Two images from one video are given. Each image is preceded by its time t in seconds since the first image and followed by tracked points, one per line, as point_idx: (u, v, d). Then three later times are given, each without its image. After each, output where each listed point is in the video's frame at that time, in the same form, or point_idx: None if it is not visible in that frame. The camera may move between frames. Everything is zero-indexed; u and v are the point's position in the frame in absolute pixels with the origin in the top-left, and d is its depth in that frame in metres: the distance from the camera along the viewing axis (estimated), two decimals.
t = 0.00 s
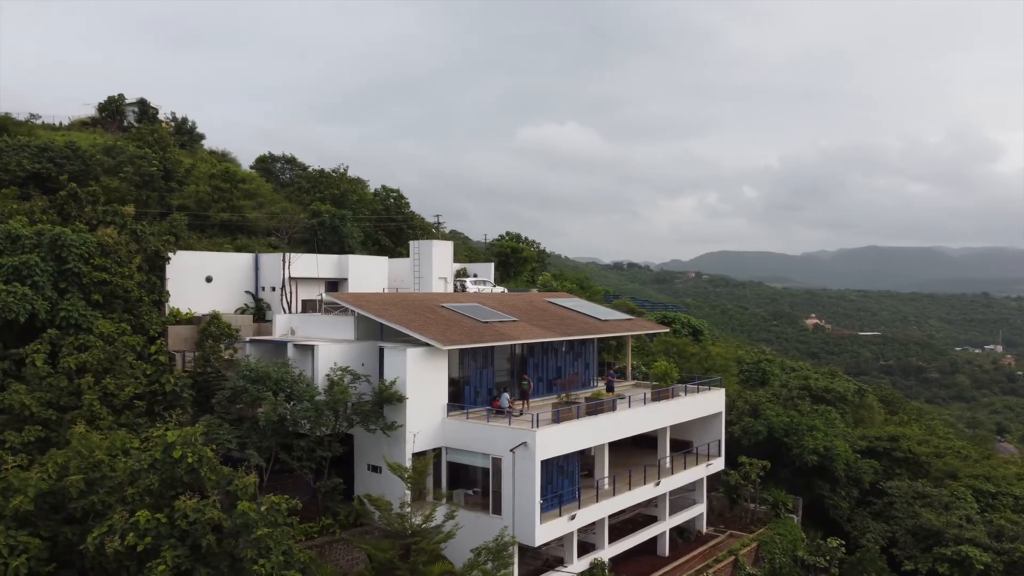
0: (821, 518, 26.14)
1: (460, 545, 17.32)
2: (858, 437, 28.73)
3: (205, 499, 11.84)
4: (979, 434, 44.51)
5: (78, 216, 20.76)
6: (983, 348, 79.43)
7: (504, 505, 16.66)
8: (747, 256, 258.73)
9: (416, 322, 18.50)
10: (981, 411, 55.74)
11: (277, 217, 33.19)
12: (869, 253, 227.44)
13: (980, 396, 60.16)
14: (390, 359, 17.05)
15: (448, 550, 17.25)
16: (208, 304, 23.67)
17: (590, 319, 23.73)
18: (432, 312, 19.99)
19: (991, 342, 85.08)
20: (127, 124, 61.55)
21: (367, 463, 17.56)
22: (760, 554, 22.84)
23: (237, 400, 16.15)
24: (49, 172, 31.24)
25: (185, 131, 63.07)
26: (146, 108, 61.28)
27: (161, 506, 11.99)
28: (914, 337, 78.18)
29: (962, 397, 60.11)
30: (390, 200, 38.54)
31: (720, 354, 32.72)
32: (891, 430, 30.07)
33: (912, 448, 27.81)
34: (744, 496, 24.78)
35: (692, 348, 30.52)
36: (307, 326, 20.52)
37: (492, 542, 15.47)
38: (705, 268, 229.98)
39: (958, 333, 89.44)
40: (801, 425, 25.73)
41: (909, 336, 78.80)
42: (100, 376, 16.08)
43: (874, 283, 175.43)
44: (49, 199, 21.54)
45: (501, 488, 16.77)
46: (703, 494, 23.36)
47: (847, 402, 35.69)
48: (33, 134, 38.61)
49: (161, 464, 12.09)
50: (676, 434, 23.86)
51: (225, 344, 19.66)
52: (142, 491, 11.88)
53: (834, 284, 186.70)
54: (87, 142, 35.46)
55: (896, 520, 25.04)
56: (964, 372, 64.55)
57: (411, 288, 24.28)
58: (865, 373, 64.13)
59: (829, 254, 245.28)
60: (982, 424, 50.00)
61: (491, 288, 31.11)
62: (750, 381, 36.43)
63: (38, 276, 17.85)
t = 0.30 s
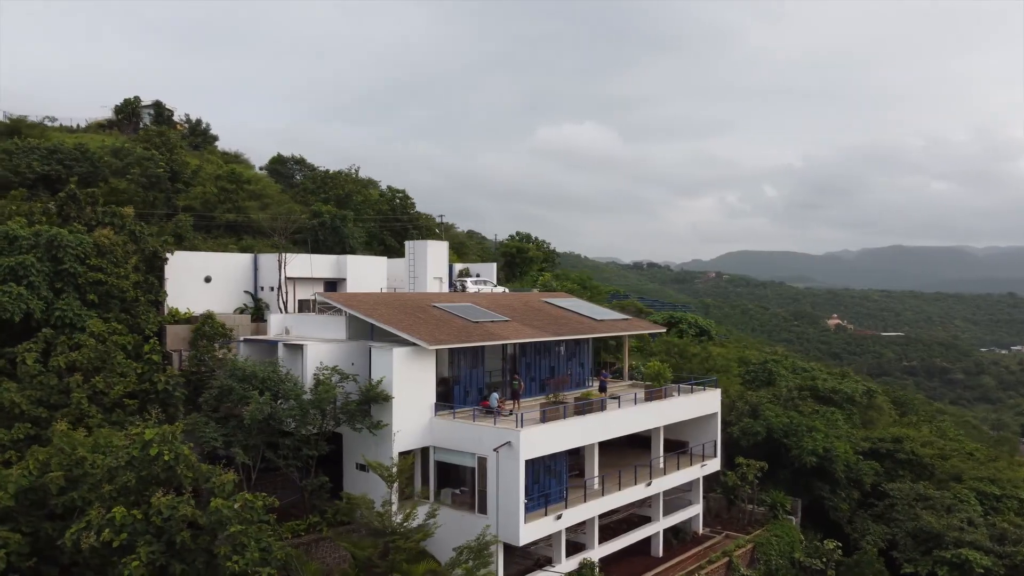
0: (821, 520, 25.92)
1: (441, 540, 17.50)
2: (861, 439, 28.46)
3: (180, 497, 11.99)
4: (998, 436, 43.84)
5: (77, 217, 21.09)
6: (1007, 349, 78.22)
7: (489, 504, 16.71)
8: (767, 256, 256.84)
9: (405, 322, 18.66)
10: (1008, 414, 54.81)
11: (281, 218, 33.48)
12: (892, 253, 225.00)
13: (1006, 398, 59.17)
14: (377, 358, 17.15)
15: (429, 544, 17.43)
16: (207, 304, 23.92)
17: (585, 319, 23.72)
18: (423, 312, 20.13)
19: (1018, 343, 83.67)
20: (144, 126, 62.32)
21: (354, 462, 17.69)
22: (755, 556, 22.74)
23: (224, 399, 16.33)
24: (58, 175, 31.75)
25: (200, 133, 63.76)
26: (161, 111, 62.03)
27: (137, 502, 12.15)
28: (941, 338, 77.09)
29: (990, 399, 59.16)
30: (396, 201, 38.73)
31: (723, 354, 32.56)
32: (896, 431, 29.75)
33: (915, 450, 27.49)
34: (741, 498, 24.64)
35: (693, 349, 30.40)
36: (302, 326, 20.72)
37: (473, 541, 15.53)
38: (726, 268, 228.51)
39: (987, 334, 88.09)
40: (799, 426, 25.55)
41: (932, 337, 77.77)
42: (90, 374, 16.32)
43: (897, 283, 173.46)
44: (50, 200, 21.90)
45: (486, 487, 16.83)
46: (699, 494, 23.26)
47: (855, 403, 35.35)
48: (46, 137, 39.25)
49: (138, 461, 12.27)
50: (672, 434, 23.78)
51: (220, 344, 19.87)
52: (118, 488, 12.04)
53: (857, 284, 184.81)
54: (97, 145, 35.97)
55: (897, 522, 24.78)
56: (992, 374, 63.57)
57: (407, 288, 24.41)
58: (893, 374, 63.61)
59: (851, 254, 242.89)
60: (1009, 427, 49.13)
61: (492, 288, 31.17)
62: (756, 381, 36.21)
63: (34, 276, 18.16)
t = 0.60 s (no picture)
0: (839, 524, 25.52)
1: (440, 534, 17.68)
2: (882, 441, 27.94)
3: (173, 491, 12.31)
4: None
5: (97, 219, 21.73)
6: None
7: (489, 503, 16.80)
8: (807, 255, 252.75)
9: (409, 322, 18.88)
10: None
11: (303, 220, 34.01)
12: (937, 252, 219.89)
13: None
14: (380, 357, 17.39)
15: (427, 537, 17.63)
16: (224, 303, 24.42)
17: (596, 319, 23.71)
18: (430, 312, 20.33)
19: None
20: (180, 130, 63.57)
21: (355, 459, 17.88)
22: (767, 559, 22.51)
23: (228, 396, 16.68)
24: (89, 178, 32.64)
25: (234, 136, 64.91)
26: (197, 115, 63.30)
27: (133, 496, 12.51)
28: (984, 339, 74.98)
29: None
30: (418, 201, 39.03)
31: (743, 355, 32.24)
32: (920, 434, 29.12)
33: (938, 453, 26.90)
34: (755, 500, 24.38)
35: (711, 349, 30.16)
36: (313, 325, 21.09)
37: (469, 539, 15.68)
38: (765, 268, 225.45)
39: None
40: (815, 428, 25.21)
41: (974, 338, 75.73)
42: (101, 372, 16.81)
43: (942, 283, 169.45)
44: (72, 203, 22.57)
45: (485, 486, 16.94)
46: (711, 495, 23.09)
47: (881, 405, 34.69)
48: (81, 141, 40.34)
49: (134, 456, 12.62)
50: (684, 435, 23.65)
51: (232, 343, 20.29)
52: (115, 482, 12.40)
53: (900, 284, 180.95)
54: (127, 148, 36.88)
55: (916, 527, 24.30)
56: None
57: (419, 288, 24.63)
58: (936, 375, 62.27)
59: (895, 254, 237.92)
60: None
61: (509, 288, 31.27)
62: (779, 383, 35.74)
63: (52, 276, 18.75)
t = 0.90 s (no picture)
0: (857, 528, 25.12)
1: (438, 525, 17.93)
2: (905, 444, 27.34)
3: (167, 485, 12.66)
4: None
5: (118, 221, 22.37)
6: None
7: (488, 501, 16.95)
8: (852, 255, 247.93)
9: (414, 322, 19.14)
10: None
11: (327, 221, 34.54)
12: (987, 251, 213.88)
13: None
14: (382, 356, 17.66)
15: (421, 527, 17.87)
16: (241, 303, 24.96)
17: (607, 319, 23.68)
18: (437, 312, 20.55)
19: None
20: (216, 133, 64.72)
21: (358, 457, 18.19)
22: (779, 562, 22.25)
23: (234, 394, 17.05)
24: (119, 180, 33.55)
25: (269, 138, 65.97)
26: (233, 118, 64.47)
27: (130, 489, 12.90)
28: None
29: None
30: (442, 202, 39.30)
31: (764, 356, 31.88)
32: (947, 437, 28.40)
33: (962, 457, 26.18)
34: (769, 502, 24.12)
35: (730, 350, 29.88)
36: (323, 324, 21.48)
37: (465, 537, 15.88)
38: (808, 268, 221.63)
39: None
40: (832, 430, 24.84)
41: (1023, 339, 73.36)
42: (114, 369, 17.33)
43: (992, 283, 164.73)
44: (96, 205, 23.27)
45: (484, 484, 17.09)
46: (723, 497, 22.91)
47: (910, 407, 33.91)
48: (116, 144, 41.46)
49: (132, 451, 13.01)
50: (695, 435, 23.51)
51: (244, 342, 20.76)
52: (113, 476, 12.81)
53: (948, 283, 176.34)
54: (159, 151, 37.79)
55: (936, 532, 23.77)
56: None
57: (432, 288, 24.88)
58: (986, 378, 60.53)
59: (943, 253, 232.00)
60: None
61: (528, 288, 31.37)
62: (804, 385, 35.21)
63: (71, 276, 19.38)
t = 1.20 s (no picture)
0: (874, 532, 24.72)
1: (437, 521, 18.18)
2: (927, 447, 26.75)
3: (161, 478, 13.05)
4: None
5: (138, 222, 23.04)
6: None
7: (485, 498, 17.11)
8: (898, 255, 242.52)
9: (417, 322, 19.39)
10: None
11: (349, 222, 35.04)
12: None
13: None
14: (384, 355, 17.96)
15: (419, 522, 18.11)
16: (258, 302, 25.38)
17: (616, 318, 23.67)
18: (442, 311, 20.79)
19: None
20: (252, 136, 66.05)
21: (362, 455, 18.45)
22: (789, 564, 22.03)
23: (237, 391, 17.38)
24: (148, 183, 34.54)
25: (303, 141, 67.12)
26: (268, 121, 65.75)
27: (127, 482, 13.34)
28: None
29: None
30: (464, 202, 39.56)
31: (784, 357, 31.51)
32: (973, 439, 27.68)
33: (984, 460, 25.29)
34: (782, 504, 23.87)
35: (747, 351, 29.60)
36: (334, 323, 21.88)
37: (460, 533, 16.07)
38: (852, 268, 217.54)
39: None
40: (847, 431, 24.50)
41: None
42: (124, 366, 17.86)
43: None
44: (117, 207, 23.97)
45: (482, 481, 17.23)
46: (733, 498, 22.75)
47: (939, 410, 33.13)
48: (149, 148, 42.65)
49: (130, 445, 13.44)
50: (706, 436, 23.35)
51: (256, 341, 21.24)
52: (111, 469, 13.25)
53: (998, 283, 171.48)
54: (189, 154, 38.79)
55: (954, 537, 23.25)
56: None
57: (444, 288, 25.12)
58: None
59: (995, 252, 225.68)
60: None
61: (544, 288, 31.47)
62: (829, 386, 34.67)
63: (88, 276, 20.02)
